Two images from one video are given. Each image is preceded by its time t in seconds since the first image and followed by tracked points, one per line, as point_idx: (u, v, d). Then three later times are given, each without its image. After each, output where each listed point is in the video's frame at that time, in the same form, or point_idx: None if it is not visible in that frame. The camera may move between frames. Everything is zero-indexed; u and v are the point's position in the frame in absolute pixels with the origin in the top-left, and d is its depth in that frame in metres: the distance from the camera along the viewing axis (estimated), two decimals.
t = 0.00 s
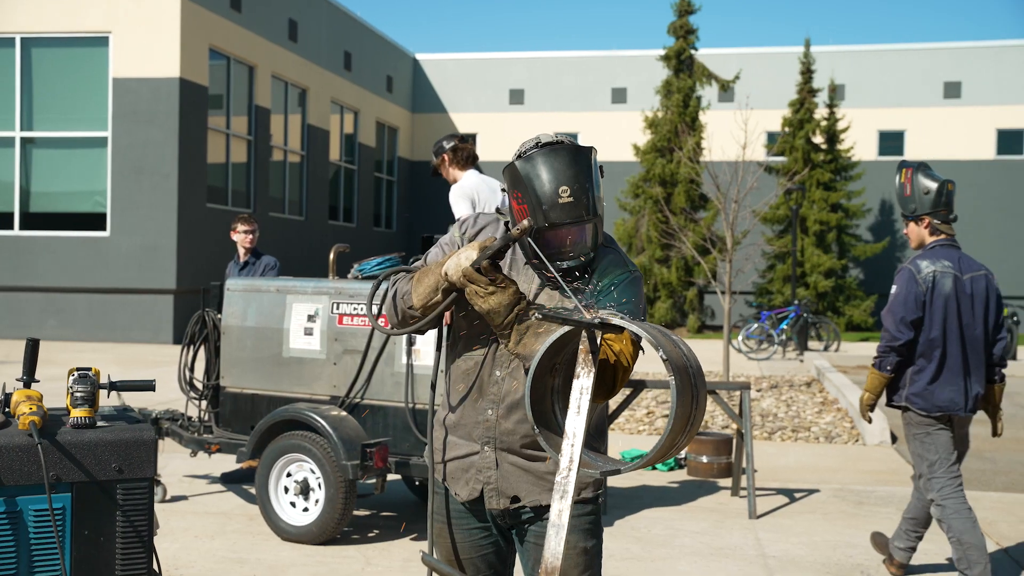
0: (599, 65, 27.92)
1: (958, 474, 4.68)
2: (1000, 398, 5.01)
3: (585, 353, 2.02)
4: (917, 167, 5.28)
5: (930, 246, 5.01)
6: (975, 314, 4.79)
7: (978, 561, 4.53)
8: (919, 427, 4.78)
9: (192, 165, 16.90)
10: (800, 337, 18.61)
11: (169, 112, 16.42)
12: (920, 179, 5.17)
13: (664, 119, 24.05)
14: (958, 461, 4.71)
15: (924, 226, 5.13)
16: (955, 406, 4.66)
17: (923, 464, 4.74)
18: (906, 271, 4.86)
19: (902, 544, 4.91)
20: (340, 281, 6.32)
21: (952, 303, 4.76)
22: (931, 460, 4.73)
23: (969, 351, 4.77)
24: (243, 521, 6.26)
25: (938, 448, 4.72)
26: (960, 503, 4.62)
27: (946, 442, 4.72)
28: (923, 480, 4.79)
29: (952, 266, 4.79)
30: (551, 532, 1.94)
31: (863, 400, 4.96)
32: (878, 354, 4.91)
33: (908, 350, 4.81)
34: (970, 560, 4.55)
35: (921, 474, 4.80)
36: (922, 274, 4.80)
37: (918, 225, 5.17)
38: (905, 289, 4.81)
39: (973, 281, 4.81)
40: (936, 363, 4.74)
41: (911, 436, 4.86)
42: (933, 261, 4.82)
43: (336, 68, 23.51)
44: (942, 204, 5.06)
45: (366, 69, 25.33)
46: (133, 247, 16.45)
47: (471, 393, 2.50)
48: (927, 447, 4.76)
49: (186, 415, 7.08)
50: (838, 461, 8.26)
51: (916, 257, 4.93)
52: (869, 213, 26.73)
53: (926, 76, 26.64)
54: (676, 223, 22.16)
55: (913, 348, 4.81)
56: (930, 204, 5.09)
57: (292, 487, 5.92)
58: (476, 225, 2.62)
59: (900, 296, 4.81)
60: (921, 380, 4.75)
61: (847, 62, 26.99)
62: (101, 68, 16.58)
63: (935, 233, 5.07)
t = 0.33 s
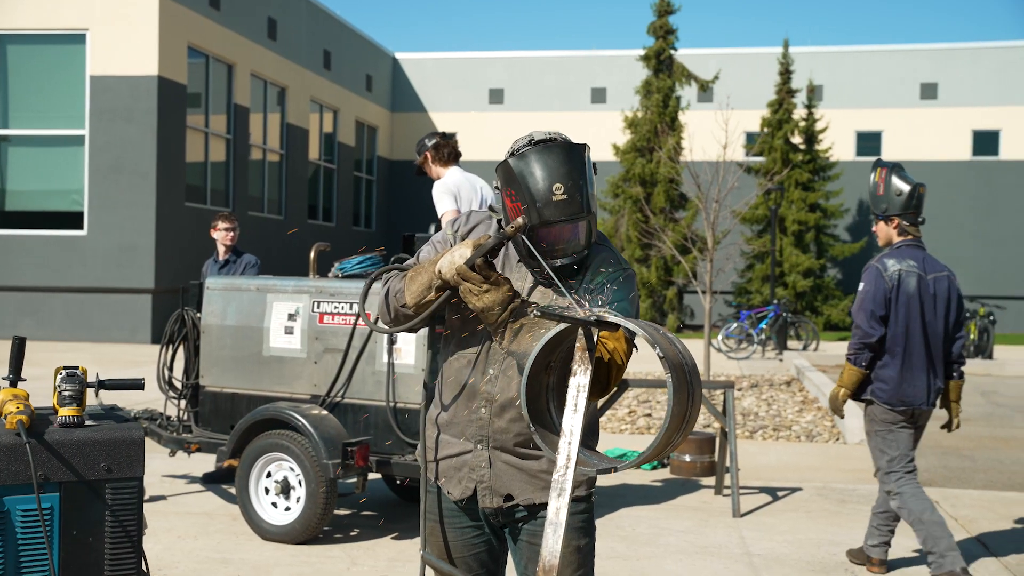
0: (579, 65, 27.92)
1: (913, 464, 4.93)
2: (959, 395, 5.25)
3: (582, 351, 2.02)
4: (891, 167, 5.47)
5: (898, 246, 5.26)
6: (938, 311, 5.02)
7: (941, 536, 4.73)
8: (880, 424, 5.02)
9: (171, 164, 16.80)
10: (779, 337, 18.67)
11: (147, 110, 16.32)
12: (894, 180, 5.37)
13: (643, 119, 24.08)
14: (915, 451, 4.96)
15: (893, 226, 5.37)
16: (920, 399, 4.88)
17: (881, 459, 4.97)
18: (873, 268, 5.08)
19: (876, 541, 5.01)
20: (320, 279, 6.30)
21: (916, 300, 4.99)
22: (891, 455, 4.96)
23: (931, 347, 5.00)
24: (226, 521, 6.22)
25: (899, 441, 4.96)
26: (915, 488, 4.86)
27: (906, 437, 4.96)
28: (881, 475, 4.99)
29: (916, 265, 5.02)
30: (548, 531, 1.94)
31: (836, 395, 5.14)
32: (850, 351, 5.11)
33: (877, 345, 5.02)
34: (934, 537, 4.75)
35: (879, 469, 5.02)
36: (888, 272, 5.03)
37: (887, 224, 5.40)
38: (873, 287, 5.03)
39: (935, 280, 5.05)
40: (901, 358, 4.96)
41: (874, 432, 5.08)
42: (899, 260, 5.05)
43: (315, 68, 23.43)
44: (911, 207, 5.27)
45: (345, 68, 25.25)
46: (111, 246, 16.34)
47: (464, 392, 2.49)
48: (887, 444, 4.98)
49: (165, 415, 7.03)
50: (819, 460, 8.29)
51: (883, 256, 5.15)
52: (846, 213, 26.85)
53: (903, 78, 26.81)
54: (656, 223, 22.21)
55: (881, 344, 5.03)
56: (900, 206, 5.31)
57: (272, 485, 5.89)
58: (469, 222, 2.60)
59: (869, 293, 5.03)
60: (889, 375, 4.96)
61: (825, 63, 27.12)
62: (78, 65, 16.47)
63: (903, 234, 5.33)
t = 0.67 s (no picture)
0: (556, 65, 27.97)
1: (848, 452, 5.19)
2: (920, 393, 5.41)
3: (577, 348, 2.02)
4: (860, 167, 5.60)
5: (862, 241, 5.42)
6: (903, 305, 5.20)
7: (877, 501, 4.87)
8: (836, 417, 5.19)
9: (147, 163, 16.69)
10: (756, 337, 18.74)
11: (122, 109, 16.21)
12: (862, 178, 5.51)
13: (621, 119, 24.12)
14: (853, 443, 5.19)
15: (858, 223, 5.49)
16: (888, 390, 5.02)
17: (820, 447, 5.25)
18: (843, 264, 5.22)
19: (858, 539, 5.01)
20: (299, 279, 6.27)
21: (881, 294, 5.17)
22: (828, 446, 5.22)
23: (897, 340, 5.16)
24: (207, 522, 6.18)
25: (831, 435, 5.22)
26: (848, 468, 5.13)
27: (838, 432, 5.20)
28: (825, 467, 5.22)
29: (883, 260, 5.19)
30: (545, 529, 1.93)
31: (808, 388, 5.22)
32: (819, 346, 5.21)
33: (846, 339, 5.15)
34: (870, 503, 4.88)
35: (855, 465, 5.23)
36: (858, 267, 5.17)
37: (853, 221, 5.53)
38: (843, 281, 5.17)
39: (900, 275, 5.23)
40: (868, 351, 5.10)
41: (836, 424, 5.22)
42: (867, 256, 5.21)
43: (292, 66, 23.35)
44: (878, 205, 5.43)
45: (323, 67, 25.17)
46: (85, 246, 16.21)
47: (456, 390, 2.48)
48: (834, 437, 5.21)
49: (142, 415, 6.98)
50: (799, 459, 8.33)
51: (850, 252, 5.31)
52: (822, 214, 27.00)
53: (878, 79, 26.98)
54: (633, 222, 22.23)
55: (850, 338, 5.16)
56: (867, 204, 5.45)
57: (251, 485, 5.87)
58: (460, 220, 2.59)
59: (839, 287, 5.17)
60: (859, 367, 5.08)
61: (801, 64, 27.25)
62: (52, 63, 16.33)
63: (868, 231, 5.46)
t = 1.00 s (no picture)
0: (533, 65, 28.01)
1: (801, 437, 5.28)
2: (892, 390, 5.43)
3: (572, 348, 2.04)
4: (823, 164, 5.65)
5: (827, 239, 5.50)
6: (871, 302, 5.26)
7: (816, 496, 5.07)
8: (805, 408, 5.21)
9: (121, 161, 16.56)
10: (732, 337, 18.79)
11: (96, 107, 16.09)
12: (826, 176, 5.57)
13: (598, 119, 24.16)
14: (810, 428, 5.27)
15: (821, 221, 5.59)
16: (859, 387, 5.05)
17: (775, 428, 5.32)
18: (815, 262, 5.24)
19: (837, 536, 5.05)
20: (277, 278, 6.25)
21: (853, 292, 5.21)
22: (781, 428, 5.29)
23: (866, 337, 5.21)
24: (187, 524, 6.14)
25: (787, 417, 5.28)
26: (798, 453, 5.24)
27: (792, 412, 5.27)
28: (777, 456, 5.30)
29: (853, 257, 5.22)
30: (541, 529, 1.97)
31: (781, 384, 5.21)
32: (792, 345, 5.21)
33: (819, 336, 5.17)
34: (809, 497, 5.08)
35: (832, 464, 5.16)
36: (831, 265, 5.20)
37: (816, 219, 5.62)
38: (817, 279, 5.19)
39: (869, 272, 5.29)
40: (839, 349, 5.13)
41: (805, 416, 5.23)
42: (838, 253, 5.24)
43: (268, 65, 23.24)
44: (841, 204, 5.51)
45: (298, 66, 25.05)
46: (59, 245, 16.07)
47: (447, 389, 2.47)
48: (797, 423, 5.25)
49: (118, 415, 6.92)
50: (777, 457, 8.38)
51: (820, 250, 5.33)
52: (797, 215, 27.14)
53: (852, 81, 27.14)
54: (610, 222, 22.25)
55: (822, 337, 5.18)
56: (830, 202, 5.53)
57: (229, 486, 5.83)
58: (451, 219, 2.58)
59: (813, 286, 5.18)
60: (831, 364, 5.10)
61: (777, 65, 27.34)
62: (24, 60, 16.19)
63: (830, 229, 5.56)
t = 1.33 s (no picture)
0: (507, 66, 28.01)
1: (768, 438, 5.29)
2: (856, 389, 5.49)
3: (564, 347, 2.04)
4: (783, 167, 5.73)
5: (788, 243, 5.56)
6: (833, 302, 5.31)
7: (750, 511, 5.30)
8: (774, 408, 5.22)
9: (93, 160, 16.43)
10: (707, 337, 18.83)
11: (67, 106, 15.95)
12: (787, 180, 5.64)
13: (573, 120, 24.19)
14: (778, 429, 5.29)
15: (783, 223, 5.66)
16: (826, 385, 5.09)
17: (743, 429, 5.35)
18: (778, 265, 5.26)
19: (818, 535, 5.06)
20: (254, 278, 6.22)
21: (815, 293, 5.26)
22: (753, 426, 5.30)
23: (829, 336, 5.26)
24: (165, 525, 6.09)
25: (754, 417, 5.30)
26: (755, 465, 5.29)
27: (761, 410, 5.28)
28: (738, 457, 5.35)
29: (816, 259, 5.27)
30: (534, 528, 1.96)
31: (750, 386, 5.18)
32: (758, 347, 5.22)
33: (787, 338, 5.18)
34: (747, 504, 5.29)
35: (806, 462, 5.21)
36: (794, 267, 5.24)
37: (777, 221, 5.69)
38: (781, 282, 5.21)
39: (828, 273, 5.35)
40: (806, 349, 5.16)
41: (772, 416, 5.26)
42: (800, 255, 5.28)
43: (241, 64, 23.10)
44: (802, 207, 5.60)
45: (272, 65, 24.92)
46: (30, 245, 15.93)
47: (436, 389, 2.46)
48: (765, 421, 5.27)
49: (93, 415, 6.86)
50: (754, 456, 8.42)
51: (781, 253, 5.36)
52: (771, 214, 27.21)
53: (825, 82, 27.33)
54: (585, 222, 22.28)
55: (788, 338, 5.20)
56: (792, 205, 5.60)
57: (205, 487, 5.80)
58: (439, 218, 2.58)
59: (778, 288, 5.21)
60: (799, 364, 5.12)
61: (750, 65, 27.44)
62: None
63: (792, 231, 5.64)
